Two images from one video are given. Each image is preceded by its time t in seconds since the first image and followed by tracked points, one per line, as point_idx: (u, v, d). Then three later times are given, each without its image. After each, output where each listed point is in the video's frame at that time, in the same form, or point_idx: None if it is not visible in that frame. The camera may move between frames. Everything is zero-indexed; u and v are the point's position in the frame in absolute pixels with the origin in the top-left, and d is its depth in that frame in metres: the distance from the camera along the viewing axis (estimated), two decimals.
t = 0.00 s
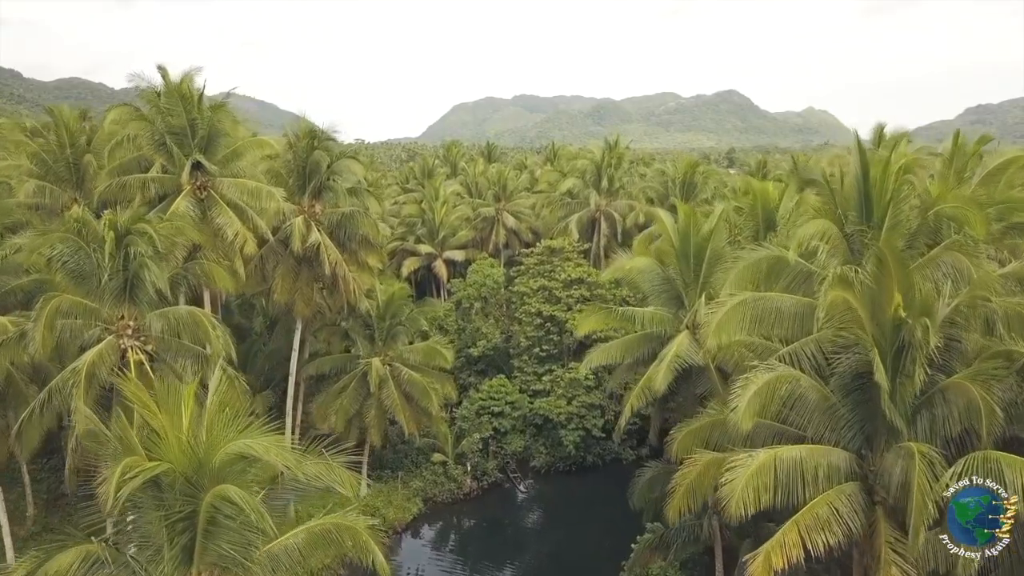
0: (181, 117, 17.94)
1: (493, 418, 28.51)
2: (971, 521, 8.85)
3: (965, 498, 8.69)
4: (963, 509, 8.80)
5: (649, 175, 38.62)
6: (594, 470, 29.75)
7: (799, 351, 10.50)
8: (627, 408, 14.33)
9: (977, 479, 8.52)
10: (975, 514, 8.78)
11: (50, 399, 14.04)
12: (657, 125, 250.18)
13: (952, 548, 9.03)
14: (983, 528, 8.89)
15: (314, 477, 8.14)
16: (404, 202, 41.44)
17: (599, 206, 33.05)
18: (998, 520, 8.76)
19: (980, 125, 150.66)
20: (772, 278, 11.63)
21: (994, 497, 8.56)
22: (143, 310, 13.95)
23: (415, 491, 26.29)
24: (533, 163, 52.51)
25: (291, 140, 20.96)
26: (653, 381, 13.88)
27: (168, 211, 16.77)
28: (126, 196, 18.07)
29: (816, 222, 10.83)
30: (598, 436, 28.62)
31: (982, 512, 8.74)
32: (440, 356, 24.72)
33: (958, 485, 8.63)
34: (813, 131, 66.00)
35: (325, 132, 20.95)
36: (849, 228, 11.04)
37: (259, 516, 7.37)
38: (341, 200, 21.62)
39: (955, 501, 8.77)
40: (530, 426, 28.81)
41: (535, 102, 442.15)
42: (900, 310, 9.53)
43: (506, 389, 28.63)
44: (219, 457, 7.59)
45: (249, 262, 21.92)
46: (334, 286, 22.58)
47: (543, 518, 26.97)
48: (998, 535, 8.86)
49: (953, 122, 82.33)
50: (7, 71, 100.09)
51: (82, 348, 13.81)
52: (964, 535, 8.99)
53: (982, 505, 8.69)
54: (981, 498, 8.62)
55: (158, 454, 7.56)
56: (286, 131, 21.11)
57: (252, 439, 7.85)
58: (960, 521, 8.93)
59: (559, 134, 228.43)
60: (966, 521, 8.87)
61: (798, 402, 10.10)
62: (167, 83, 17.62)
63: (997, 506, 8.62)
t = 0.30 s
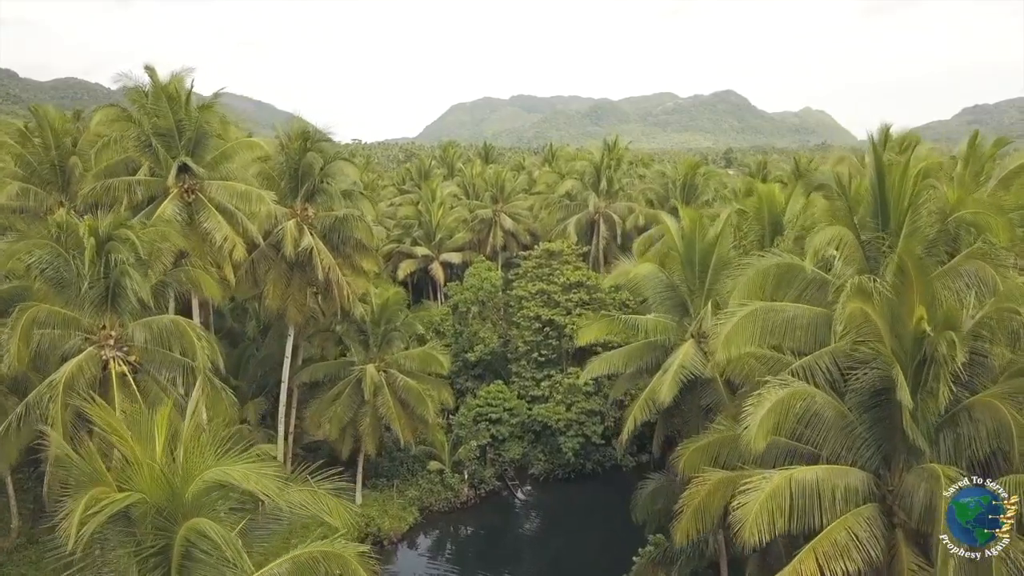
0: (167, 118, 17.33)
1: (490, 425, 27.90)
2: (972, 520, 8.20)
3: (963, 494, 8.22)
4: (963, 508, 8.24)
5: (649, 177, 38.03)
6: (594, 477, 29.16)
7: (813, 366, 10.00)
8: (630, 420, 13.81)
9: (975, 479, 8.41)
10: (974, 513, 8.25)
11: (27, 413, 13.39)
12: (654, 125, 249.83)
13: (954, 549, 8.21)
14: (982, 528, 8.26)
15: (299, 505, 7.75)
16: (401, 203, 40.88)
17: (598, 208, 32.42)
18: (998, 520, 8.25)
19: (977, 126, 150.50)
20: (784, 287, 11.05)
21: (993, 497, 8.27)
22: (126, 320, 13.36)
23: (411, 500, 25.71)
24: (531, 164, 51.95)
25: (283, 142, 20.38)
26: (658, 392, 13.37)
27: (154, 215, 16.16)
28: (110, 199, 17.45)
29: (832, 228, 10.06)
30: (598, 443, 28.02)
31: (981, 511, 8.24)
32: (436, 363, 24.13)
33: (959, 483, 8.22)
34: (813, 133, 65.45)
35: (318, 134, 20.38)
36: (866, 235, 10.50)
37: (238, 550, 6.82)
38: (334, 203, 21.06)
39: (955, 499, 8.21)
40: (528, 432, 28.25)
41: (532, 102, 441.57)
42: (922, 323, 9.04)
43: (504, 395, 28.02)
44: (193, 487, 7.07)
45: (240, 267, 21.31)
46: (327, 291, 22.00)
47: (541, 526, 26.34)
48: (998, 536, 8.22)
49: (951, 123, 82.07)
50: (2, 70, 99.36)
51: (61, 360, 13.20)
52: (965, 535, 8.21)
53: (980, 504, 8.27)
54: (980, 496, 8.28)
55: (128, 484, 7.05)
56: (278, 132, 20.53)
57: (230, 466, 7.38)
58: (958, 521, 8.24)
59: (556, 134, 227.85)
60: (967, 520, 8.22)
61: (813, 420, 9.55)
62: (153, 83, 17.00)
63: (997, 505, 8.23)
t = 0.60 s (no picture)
0: (154, 118, 16.73)
1: (488, 432, 27.19)
2: (972, 521, 8.04)
3: (965, 496, 8.11)
4: (963, 509, 8.10)
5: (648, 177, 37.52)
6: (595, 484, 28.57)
7: (830, 380, 9.50)
8: (634, 433, 13.29)
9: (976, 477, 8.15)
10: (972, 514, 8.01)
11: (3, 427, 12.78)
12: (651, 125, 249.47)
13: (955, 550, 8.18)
14: (983, 529, 8.02)
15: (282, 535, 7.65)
16: (396, 204, 40.29)
17: (597, 209, 31.88)
18: (999, 521, 7.96)
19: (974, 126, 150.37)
20: (797, 294, 10.50)
21: (993, 496, 8.00)
22: (107, 329, 12.78)
23: (407, 509, 25.15)
24: (529, 165, 51.41)
25: (274, 143, 19.80)
26: (663, 403, 12.88)
27: (140, 219, 15.60)
28: (95, 202, 16.84)
29: (852, 234, 9.57)
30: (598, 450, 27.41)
31: (982, 512, 7.99)
32: (432, 369, 23.59)
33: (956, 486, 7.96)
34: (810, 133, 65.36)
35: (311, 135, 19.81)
36: (884, 242, 10.01)
37: None
38: (328, 206, 20.51)
39: (956, 500, 8.17)
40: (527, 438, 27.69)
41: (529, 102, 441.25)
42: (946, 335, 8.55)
43: (502, 401, 27.36)
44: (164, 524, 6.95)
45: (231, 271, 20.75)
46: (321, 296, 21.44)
47: (540, 535, 25.81)
48: (1001, 537, 7.92)
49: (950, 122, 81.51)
50: None
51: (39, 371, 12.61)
52: (967, 537, 8.10)
53: (982, 505, 8.01)
54: (980, 496, 8.03)
55: (97, 516, 6.99)
56: (270, 133, 19.97)
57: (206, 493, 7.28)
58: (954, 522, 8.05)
59: (553, 134, 227.27)
60: (966, 521, 8.08)
61: (831, 438, 9.03)
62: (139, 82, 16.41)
63: (997, 506, 7.94)
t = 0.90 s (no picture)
0: (140, 119, 16.14)
1: (486, 439, 26.64)
2: (973, 522, 7.79)
3: (965, 496, 7.81)
4: (963, 509, 7.83)
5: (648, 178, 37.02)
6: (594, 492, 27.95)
7: (847, 395, 9.01)
8: (638, 446, 12.80)
9: (976, 476, 7.80)
10: (975, 514, 7.77)
11: None
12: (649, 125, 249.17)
13: (955, 550, 8.00)
14: (983, 529, 7.80)
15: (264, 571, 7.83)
16: (393, 205, 39.75)
17: (597, 211, 31.36)
18: (999, 521, 7.72)
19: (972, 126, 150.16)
20: (812, 304, 9.99)
21: (993, 496, 7.73)
22: (89, 339, 12.23)
23: (403, 517, 24.63)
24: (527, 165, 50.83)
25: (267, 144, 19.26)
26: (669, 415, 12.39)
27: (125, 224, 15.02)
28: (80, 205, 16.27)
29: (870, 242, 9.17)
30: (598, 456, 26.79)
31: (983, 512, 7.73)
32: (429, 374, 23.07)
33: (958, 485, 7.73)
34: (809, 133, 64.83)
35: (304, 135, 19.26)
36: (904, 248, 9.51)
37: None
38: (322, 208, 19.97)
39: (957, 499, 7.88)
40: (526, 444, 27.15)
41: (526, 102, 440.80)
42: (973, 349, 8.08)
43: (501, 407, 26.81)
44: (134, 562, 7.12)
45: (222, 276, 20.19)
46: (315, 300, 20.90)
47: (540, 544, 25.26)
48: (1001, 537, 7.72)
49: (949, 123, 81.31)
50: None
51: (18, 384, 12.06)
52: (967, 537, 7.92)
53: (982, 505, 7.76)
54: (981, 496, 7.75)
55: (61, 554, 7.21)
56: (262, 133, 19.42)
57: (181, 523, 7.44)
58: (958, 521, 7.91)
59: (550, 134, 226.83)
60: (967, 521, 7.83)
61: (850, 457, 8.54)
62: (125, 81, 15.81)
63: (998, 506, 7.69)
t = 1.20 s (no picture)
0: (128, 118, 15.60)
1: (484, 444, 26.17)
2: (972, 522, 7.51)
3: (964, 495, 7.57)
4: (963, 509, 7.58)
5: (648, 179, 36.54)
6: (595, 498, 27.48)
7: (866, 411, 8.56)
8: (643, 458, 12.33)
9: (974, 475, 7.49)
10: (974, 514, 7.48)
11: None
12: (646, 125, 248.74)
13: (954, 550, 7.70)
14: (983, 529, 7.50)
15: None
16: (390, 206, 39.21)
17: (597, 212, 30.86)
18: (999, 521, 7.42)
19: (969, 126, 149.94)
20: (826, 312, 9.52)
21: (993, 496, 7.41)
22: (72, 349, 11.70)
23: (400, 525, 24.14)
24: (525, 165, 50.31)
25: (260, 144, 18.74)
26: (675, 427, 11.94)
27: (111, 227, 14.51)
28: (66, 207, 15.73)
29: (890, 248, 8.71)
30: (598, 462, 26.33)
31: (983, 512, 7.44)
32: (427, 379, 22.58)
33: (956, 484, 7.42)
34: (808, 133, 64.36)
35: (297, 134, 18.75)
36: (925, 256, 9.02)
37: None
38: (316, 210, 19.47)
39: (956, 499, 7.63)
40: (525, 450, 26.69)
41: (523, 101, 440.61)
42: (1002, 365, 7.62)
43: (499, 412, 26.33)
44: None
45: (213, 280, 19.66)
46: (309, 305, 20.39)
47: (540, 551, 24.78)
48: (1001, 537, 7.42)
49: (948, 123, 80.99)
50: None
51: None
52: (967, 536, 7.62)
53: (982, 505, 7.46)
54: (980, 496, 7.46)
55: None
56: (254, 133, 18.89)
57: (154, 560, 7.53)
58: (957, 520, 7.62)
59: (548, 134, 226.37)
60: (966, 521, 7.55)
61: (871, 475, 8.13)
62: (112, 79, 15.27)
63: (998, 506, 7.37)
